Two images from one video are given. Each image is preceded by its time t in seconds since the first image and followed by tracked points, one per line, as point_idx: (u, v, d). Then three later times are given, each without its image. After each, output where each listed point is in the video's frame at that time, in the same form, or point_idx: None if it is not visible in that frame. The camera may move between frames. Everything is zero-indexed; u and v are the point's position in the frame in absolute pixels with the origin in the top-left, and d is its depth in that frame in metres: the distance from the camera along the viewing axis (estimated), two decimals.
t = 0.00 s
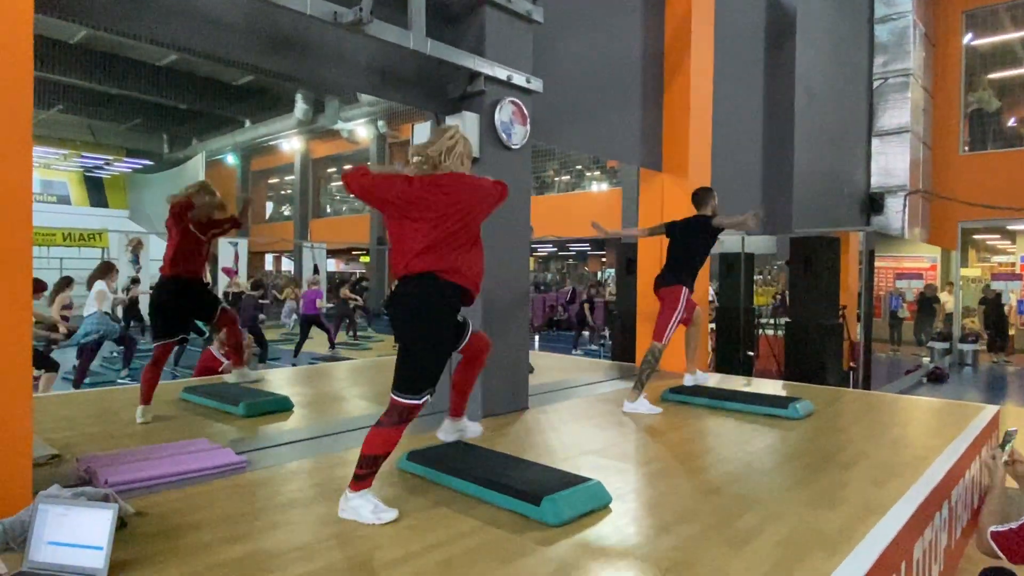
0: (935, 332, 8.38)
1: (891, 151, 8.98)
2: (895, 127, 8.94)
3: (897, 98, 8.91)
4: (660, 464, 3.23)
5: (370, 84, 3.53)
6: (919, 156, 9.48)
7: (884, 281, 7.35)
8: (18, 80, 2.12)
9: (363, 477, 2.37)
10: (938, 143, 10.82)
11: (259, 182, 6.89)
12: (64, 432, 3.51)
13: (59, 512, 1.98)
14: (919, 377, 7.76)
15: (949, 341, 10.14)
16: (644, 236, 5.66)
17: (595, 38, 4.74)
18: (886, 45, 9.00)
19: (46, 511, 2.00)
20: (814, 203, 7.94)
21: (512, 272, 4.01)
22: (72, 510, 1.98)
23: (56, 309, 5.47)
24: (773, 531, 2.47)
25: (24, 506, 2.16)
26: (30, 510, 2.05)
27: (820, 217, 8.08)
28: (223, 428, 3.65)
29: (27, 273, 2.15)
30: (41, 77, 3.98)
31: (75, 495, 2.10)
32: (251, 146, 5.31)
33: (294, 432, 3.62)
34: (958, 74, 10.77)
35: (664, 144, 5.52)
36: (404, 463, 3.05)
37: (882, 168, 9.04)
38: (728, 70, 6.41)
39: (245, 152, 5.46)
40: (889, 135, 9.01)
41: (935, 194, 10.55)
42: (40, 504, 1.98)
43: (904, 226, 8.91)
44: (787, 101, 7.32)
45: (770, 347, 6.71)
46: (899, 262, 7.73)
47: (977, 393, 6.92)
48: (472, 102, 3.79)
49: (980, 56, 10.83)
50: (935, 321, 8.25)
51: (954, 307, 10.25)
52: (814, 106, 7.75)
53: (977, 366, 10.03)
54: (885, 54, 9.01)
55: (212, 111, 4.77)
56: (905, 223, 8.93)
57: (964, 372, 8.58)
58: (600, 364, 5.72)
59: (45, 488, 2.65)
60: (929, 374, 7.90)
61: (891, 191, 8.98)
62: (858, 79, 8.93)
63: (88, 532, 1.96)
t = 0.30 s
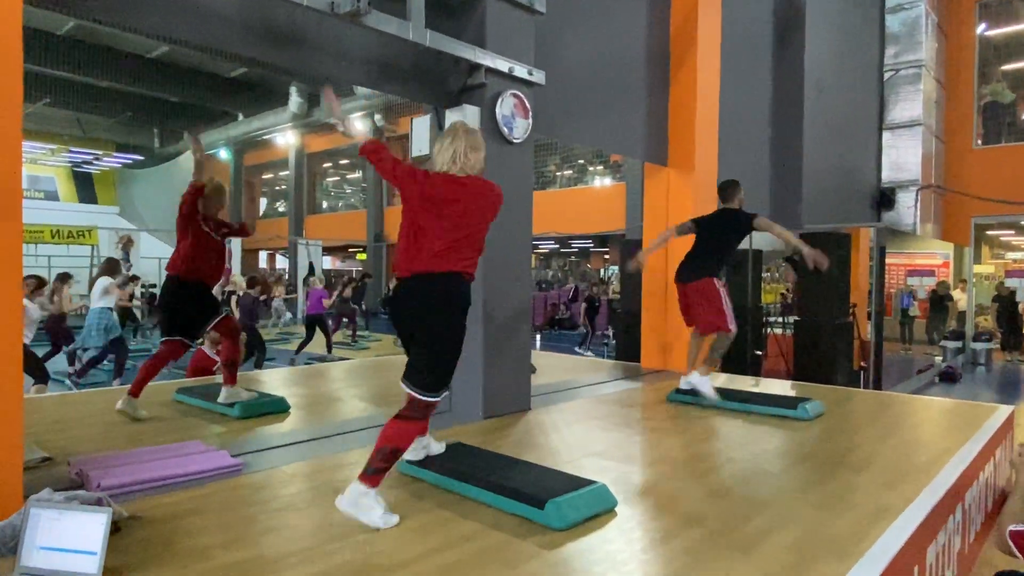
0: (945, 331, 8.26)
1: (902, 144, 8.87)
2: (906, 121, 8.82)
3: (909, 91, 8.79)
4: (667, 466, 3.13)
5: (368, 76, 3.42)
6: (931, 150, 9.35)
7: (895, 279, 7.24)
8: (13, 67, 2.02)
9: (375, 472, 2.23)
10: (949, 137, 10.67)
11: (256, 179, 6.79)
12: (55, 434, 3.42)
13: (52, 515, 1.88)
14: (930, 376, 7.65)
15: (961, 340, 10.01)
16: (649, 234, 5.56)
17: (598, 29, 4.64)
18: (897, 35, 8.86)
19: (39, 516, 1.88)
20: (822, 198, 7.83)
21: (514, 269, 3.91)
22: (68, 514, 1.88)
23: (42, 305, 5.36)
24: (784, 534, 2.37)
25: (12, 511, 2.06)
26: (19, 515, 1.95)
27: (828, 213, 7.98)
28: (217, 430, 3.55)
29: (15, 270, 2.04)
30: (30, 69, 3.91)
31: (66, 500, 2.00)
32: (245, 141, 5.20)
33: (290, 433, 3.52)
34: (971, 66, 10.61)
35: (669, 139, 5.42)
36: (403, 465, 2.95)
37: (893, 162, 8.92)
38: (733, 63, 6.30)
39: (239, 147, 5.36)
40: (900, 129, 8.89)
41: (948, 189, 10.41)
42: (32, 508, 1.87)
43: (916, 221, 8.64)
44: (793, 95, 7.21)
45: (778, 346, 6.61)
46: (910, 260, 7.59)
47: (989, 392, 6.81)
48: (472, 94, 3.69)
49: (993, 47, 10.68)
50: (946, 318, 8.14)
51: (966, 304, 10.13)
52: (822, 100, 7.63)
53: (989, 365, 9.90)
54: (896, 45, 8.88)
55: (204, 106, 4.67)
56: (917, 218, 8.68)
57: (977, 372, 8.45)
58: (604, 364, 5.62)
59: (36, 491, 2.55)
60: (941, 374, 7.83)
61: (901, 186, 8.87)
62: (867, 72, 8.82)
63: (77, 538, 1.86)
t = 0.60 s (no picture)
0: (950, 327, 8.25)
1: (907, 140, 8.85)
2: (911, 115, 8.79)
3: (914, 85, 8.76)
4: (672, 462, 3.13)
5: (372, 72, 3.42)
6: (936, 145, 9.31)
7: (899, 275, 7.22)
8: (15, 64, 2.02)
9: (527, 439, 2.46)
10: (955, 133, 10.64)
11: (259, 176, 6.80)
12: (60, 431, 3.41)
13: (58, 512, 1.89)
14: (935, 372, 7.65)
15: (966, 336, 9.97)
16: (652, 230, 5.56)
17: (602, 25, 4.63)
18: (903, 30, 8.82)
19: (43, 512, 1.90)
20: (828, 194, 7.80)
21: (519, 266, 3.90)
22: (72, 510, 1.88)
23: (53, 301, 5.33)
24: (789, 531, 2.37)
25: (19, 508, 2.06)
26: (25, 511, 1.95)
27: (832, 209, 7.96)
28: (222, 427, 3.56)
29: (21, 266, 2.04)
30: (32, 66, 3.92)
31: (73, 496, 2.00)
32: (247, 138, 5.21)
33: (296, 430, 3.53)
34: (977, 60, 10.56)
35: (672, 136, 5.41)
36: (409, 462, 2.93)
37: (897, 158, 8.90)
38: (737, 59, 6.30)
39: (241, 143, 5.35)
40: (905, 124, 8.86)
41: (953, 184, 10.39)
42: (37, 505, 1.88)
43: (921, 218, 8.71)
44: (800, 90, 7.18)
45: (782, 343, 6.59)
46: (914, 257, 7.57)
47: (995, 389, 6.79)
48: (475, 90, 3.69)
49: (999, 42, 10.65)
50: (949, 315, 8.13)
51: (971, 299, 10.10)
52: (827, 95, 7.62)
53: (995, 361, 9.86)
54: (901, 40, 8.86)
55: (206, 101, 4.67)
56: (922, 214, 8.73)
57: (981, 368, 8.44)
58: (606, 361, 5.63)
59: (42, 488, 2.55)
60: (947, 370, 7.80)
61: (906, 181, 8.86)
62: (872, 66, 8.78)
63: (84, 534, 1.85)
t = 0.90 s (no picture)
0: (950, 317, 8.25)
1: (908, 129, 8.83)
2: (912, 104, 8.78)
3: (915, 74, 8.73)
4: (673, 453, 3.14)
5: (370, 62, 3.40)
6: (937, 134, 9.29)
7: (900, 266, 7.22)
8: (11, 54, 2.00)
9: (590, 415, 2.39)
10: (956, 122, 10.63)
11: (258, 169, 6.78)
12: (61, 424, 3.42)
13: (59, 506, 1.89)
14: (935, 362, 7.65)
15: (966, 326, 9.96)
16: (652, 221, 5.55)
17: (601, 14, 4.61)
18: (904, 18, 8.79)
19: (44, 506, 1.90)
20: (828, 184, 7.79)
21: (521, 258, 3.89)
22: (72, 504, 1.88)
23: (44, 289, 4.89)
24: (790, 521, 2.37)
25: (20, 502, 2.06)
26: (26, 505, 1.95)
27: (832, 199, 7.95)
28: (223, 420, 3.56)
29: (20, 259, 2.04)
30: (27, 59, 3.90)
31: (74, 490, 2.00)
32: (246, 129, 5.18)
33: (297, 422, 3.53)
34: (979, 48, 10.53)
35: (672, 127, 5.40)
36: (410, 453, 2.93)
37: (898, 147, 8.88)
38: (737, 49, 6.27)
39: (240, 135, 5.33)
40: (907, 113, 8.84)
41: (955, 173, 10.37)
42: (38, 498, 1.88)
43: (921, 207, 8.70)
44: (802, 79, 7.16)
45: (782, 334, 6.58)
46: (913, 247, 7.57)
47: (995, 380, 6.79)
48: (475, 81, 3.68)
49: (1001, 30, 10.61)
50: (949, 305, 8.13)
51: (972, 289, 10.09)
52: (828, 84, 7.60)
53: (995, 351, 9.86)
54: (902, 29, 8.86)
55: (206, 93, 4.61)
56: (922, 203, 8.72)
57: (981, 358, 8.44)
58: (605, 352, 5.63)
59: (43, 481, 2.56)
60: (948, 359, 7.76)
61: (907, 170, 8.86)
62: (873, 55, 8.75)
63: (85, 527, 1.85)
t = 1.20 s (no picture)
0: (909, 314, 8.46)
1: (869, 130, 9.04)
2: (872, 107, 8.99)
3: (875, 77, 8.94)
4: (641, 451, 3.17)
5: (336, 60, 3.36)
6: (896, 135, 9.53)
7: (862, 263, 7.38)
8: None
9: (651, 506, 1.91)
10: (915, 124, 10.90)
11: (223, 167, 6.67)
12: (16, 431, 3.32)
13: (12, 517, 1.83)
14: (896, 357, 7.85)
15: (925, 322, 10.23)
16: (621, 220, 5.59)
17: (570, 14, 4.62)
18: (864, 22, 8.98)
19: None
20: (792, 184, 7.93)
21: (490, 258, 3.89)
22: (27, 514, 1.83)
23: None
24: (756, 517, 2.41)
25: None
26: None
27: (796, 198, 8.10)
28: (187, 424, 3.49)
29: None
30: None
31: (28, 500, 1.94)
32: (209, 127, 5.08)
33: (263, 425, 3.48)
34: (936, 52, 10.82)
35: (641, 126, 5.45)
36: (378, 456, 2.92)
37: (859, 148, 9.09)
38: (704, 50, 6.35)
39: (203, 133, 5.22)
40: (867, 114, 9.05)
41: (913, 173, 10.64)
42: None
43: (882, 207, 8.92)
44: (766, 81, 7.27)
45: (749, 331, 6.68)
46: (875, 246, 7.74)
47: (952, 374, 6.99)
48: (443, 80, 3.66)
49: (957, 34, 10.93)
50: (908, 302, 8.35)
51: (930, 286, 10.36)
52: (792, 86, 7.73)
53: (952, 346, 10.14)
54: (863, 32, 9.06)
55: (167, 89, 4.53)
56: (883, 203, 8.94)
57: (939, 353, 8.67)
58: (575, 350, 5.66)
59: None
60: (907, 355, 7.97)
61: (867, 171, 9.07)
62: (835, 57, 8.93)
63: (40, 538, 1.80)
